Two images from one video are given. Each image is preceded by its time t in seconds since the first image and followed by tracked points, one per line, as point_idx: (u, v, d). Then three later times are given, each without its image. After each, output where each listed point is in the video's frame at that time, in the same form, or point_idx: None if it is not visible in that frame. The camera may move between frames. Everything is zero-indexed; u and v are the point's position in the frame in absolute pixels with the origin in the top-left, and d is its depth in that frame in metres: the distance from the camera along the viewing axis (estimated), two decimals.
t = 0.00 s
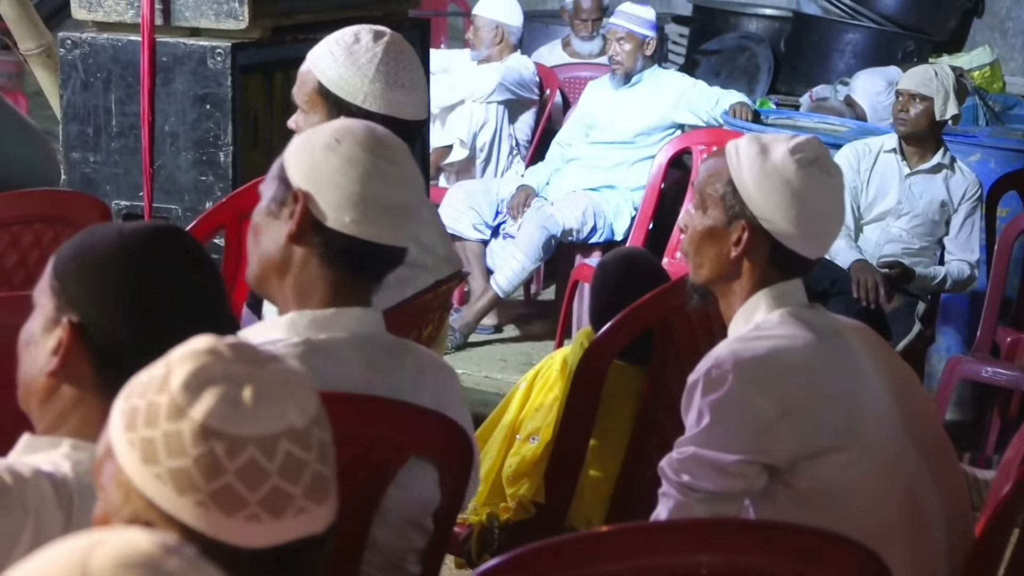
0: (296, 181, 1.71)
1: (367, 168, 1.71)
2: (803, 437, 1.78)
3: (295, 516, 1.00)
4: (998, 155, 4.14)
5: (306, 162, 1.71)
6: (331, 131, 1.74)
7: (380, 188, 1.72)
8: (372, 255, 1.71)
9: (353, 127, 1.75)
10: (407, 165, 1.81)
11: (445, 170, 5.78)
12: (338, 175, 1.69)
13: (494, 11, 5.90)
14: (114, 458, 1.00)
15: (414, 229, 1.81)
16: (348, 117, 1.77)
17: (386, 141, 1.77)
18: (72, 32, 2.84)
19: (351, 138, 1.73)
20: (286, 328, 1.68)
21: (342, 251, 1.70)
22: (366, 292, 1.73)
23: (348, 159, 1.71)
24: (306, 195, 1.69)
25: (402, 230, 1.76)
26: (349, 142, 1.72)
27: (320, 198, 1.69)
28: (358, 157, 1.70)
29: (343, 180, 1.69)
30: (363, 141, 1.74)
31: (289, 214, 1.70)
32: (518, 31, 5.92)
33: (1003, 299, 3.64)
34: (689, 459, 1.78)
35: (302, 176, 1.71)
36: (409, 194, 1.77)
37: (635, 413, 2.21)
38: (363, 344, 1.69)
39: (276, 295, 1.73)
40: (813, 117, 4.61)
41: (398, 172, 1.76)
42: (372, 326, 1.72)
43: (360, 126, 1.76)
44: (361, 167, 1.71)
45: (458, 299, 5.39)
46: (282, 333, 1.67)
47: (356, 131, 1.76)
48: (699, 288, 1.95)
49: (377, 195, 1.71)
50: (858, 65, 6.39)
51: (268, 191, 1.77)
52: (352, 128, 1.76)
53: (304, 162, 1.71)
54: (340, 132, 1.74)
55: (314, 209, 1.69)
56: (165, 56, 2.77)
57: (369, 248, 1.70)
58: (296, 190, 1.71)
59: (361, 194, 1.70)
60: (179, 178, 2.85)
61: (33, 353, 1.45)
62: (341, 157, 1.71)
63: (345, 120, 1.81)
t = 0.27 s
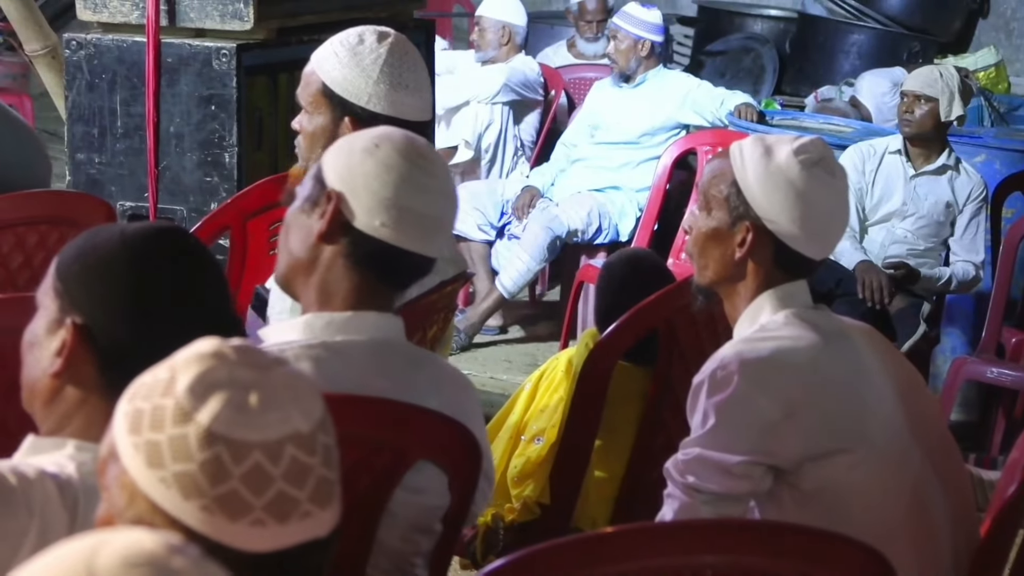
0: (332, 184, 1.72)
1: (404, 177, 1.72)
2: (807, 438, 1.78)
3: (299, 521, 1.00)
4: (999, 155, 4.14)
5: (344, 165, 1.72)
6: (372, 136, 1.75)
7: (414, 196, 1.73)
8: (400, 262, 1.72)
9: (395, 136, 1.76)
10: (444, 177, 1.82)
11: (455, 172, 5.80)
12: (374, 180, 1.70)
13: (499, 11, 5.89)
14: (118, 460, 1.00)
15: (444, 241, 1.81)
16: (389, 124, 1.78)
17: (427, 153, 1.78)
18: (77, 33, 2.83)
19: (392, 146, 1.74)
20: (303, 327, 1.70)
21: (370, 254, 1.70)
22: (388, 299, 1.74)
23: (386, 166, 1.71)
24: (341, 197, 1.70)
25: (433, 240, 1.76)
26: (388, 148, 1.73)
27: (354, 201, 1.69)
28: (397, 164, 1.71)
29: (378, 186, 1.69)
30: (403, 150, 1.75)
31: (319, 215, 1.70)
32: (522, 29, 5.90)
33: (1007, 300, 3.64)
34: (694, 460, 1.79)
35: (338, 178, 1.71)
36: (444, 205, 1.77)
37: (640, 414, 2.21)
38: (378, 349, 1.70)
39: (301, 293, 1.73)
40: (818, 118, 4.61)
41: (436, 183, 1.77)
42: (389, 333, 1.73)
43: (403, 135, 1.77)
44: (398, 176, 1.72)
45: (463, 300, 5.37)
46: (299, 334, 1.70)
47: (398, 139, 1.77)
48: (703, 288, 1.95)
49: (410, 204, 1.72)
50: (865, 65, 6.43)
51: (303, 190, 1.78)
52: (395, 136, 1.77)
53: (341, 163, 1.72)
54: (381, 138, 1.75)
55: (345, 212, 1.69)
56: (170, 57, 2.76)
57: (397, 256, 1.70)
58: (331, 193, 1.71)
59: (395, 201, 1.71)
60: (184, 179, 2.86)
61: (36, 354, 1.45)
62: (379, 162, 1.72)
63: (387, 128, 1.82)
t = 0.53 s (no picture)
0: (356, 186, 1.73)
1: (429, 183, 1.74)
2: (810, 439, 1.78)
3: (303, 519, 1.00)
4: (1000, 158, 4.16)
5: (370, 168, 1.73)
6: (400, 141, 1.77)
7: (437, 202, 1.74)
8: (420, 267, 1.73)
9: (424, 142, 1.77)
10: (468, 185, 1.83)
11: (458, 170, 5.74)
12: (398, 184, 1.71)
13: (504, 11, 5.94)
14: (122, 457, 1.00)
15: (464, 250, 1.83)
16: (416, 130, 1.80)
17: (454, 161, 1.80)
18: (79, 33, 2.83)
19: (419, 152, 1.76)
20: (317, 327, 1.71)
21: (389, 258, 1.71)
22: (406, 302, 1.75)
23: (411, 172, 1.73)
24: (365, 200, 1.71)
25: (454, 248, 1.78)
26: (414, 154, 1.75)
27: (377, 204, 1.70)
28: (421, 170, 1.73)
29: (401, 191, 1.70)
30: (430, 157, 1.77)
31: (342, 216, 1.72)
32: (527, 29, 5.96)
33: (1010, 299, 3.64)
34: (697, 460, 1.79)
35: (363, 180, 1.73)
36: (466, 213, 1.79)
37: (642, 414, 2.21)
38: (391, 353, 1.71)
39: (320, 292, 1.74)
40: (819, 119, 4.63)
41: (461, 191, 1.79)
42: (400, 335, 1.73)
43: (432, 141, 1.79)
44: (422, 182, 1.74)
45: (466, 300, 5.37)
46: (313, 333, 1.71)
47: (426, 145, 1.78)
48: (705, 289, 1.95)
49: (433, 210, 1.73)
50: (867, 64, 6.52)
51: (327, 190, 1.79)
52: (423, 141, 1.78)
53: (368, 166, 1.73)
54: (409, 143, 1.77)
55: (367, 214, 1.70)
56: (172, 57, 2.76)
57: (417, 261, 1.72)
58: (354, 195, 1.72)
59: (417, 207, 1.72)
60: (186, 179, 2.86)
61: (38, 354, 1.45)
62: (406, 167, 1.73)
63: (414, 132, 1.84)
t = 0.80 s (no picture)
0: (369, 191, 1.81)
1: (440, 190, 1.81)
2: (799, 433, 1.85)
3: (311, 505, 1.06)
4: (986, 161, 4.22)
5: (383, 173, 1.81)
6: (413, 147, 1.84)
7: (449, 209, 1.82)
8: (428, 272, 1.81)
9: (436, 149, 1.85)
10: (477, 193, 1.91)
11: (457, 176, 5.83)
12: (410, 192, 1.79)
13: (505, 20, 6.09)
14: (144, 441, 1.07)
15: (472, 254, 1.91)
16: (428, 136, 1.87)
17: (464, 167, 1.88)
18: (93, 42, 2.90)
19: (431, 160, 1.83)
20: (326, 325, 1.79)
21: (397, 262, 1.79)
22: (411, 303, 1.82)
23: (422, 179, 1.80)
24: (376, 204, 1.79)
25: (462, 252, 1.85)
26: (427, 162, 1.82)
27: (389, 210, 1.77)
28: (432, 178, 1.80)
29: (412, 198, 1.78)
30: (441, 164, 1.84)
31: (354, 220, 1.79)
32: (529, 38, 6.11)
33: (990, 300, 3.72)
34: (689, 454, 1.86)
35: (376, 185, 1.80)
36: (475, 218, 1.86)
37: (637, 412, 2.28)
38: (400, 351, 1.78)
39: (329, 293, 1.82)
40: (807, 125, 4.72)
41: (470, 196, 1.86)
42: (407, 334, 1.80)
43: (444, 147, 1.86)
44: (433, 190, 1.81)
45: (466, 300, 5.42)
46: (322, 331, 1.79)
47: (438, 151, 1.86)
48: (698, 289, 2.02)
49: (445, 217, 1.80)
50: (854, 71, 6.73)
51: (341, 193, 1.86)
52: (434, 147, 1.86)
53: (381, 173, 1.81)
54: (422, 151, 1.84)
55: (379, 220, 1.78)
56: (183, 65, 2.83)
57: (426, 266, 1.80)
58: (366, 199, 1.80)
59: (428, 214, 1.79)
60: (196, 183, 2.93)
61: (55, 351, 1.52)
62: (419, 176, 1.81)
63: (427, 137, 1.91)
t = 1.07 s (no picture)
0: (350, 204, 2.18)
1: (409, 200, 2.18)
2: (737, 406, 2.23)
3: (334, 457, 1.40)
4: (893, 178, 5.08)
5: (360, 188, 2.17)
6: (383, 163, 2.20)
7: (418, 214, 2.19)
8: (411, 269, 2.21)
9: (402, 163, 2.21)
10: (443, 193, 2.28)
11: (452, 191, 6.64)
12: (385, 204, 2.15)
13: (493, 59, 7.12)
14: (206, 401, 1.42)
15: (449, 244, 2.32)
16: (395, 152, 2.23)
17: (428, 175, 2.24)
18: (146, 78, 3.40)
19: (399, 174, 2.20)
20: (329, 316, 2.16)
21: (385, 264, 2.19)
22: (399, 293, 2.24)
23: (394, 192, 2.17)
24: (358, 217, 2.16)
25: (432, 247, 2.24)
26: (396, 177, 2.19)
27: (369, 222, 2.15)
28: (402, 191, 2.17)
29: (388, 210, 2.15)
30: (407, 175, 2.21)
31: (342, 231, 2.18)
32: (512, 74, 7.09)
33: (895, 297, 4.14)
34: (646, 424, 2.24)
35: (355, 199, 2.17)
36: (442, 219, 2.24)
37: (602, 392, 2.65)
38: (389, 334, 2.16)
39: (329, 289, 2.23)
40: (748, 147, 5.44)
41: (435, 201, 2.24)
42: (399, 322, 2.20)
43: (408, 161, 2.22)
44: (404, 200, 2.18)
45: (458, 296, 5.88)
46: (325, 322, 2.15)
47: (404, 164, 2.22)
48: (655, 285, 2.39)
49: (418, 223, 2.18)
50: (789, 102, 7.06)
51: (326, 204, 2.23)
52: (400, 161, 2.22)
53: (357, 190, 2.17)
54: (390, 166, 2.20)
55: (362, 231, 2.16)
56: (220, 97, 3.32)
57: (404, 265, 2.19)
58: (349, 212, 2.17)
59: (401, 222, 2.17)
60: (232, 197, 3.40)
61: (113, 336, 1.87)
62: (391, 189, 2.17)
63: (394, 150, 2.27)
